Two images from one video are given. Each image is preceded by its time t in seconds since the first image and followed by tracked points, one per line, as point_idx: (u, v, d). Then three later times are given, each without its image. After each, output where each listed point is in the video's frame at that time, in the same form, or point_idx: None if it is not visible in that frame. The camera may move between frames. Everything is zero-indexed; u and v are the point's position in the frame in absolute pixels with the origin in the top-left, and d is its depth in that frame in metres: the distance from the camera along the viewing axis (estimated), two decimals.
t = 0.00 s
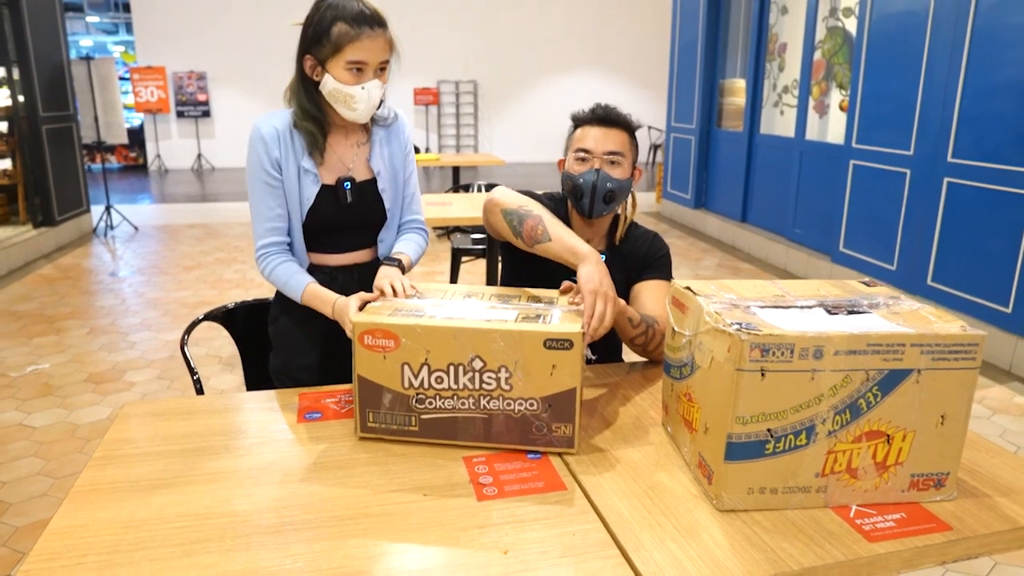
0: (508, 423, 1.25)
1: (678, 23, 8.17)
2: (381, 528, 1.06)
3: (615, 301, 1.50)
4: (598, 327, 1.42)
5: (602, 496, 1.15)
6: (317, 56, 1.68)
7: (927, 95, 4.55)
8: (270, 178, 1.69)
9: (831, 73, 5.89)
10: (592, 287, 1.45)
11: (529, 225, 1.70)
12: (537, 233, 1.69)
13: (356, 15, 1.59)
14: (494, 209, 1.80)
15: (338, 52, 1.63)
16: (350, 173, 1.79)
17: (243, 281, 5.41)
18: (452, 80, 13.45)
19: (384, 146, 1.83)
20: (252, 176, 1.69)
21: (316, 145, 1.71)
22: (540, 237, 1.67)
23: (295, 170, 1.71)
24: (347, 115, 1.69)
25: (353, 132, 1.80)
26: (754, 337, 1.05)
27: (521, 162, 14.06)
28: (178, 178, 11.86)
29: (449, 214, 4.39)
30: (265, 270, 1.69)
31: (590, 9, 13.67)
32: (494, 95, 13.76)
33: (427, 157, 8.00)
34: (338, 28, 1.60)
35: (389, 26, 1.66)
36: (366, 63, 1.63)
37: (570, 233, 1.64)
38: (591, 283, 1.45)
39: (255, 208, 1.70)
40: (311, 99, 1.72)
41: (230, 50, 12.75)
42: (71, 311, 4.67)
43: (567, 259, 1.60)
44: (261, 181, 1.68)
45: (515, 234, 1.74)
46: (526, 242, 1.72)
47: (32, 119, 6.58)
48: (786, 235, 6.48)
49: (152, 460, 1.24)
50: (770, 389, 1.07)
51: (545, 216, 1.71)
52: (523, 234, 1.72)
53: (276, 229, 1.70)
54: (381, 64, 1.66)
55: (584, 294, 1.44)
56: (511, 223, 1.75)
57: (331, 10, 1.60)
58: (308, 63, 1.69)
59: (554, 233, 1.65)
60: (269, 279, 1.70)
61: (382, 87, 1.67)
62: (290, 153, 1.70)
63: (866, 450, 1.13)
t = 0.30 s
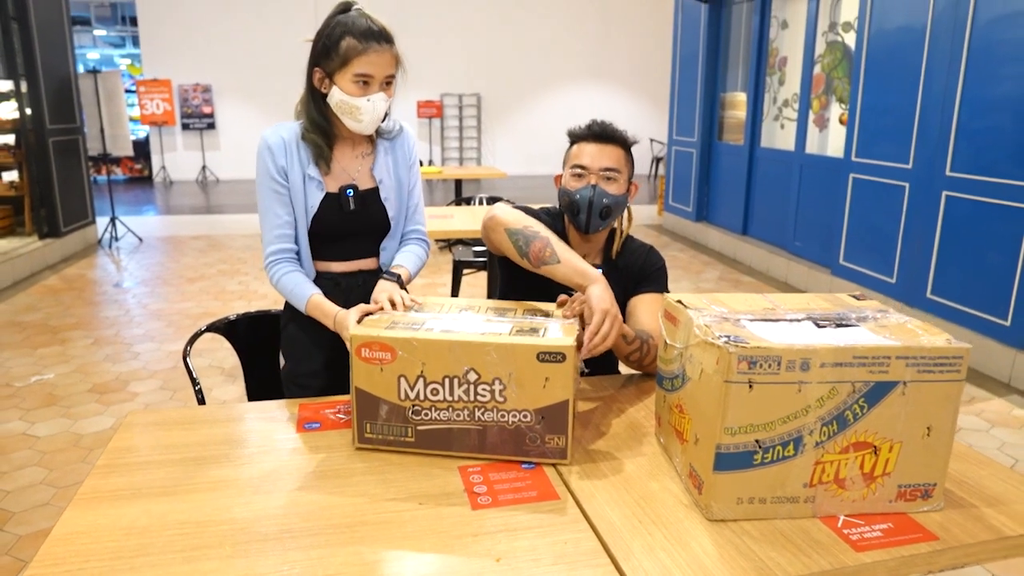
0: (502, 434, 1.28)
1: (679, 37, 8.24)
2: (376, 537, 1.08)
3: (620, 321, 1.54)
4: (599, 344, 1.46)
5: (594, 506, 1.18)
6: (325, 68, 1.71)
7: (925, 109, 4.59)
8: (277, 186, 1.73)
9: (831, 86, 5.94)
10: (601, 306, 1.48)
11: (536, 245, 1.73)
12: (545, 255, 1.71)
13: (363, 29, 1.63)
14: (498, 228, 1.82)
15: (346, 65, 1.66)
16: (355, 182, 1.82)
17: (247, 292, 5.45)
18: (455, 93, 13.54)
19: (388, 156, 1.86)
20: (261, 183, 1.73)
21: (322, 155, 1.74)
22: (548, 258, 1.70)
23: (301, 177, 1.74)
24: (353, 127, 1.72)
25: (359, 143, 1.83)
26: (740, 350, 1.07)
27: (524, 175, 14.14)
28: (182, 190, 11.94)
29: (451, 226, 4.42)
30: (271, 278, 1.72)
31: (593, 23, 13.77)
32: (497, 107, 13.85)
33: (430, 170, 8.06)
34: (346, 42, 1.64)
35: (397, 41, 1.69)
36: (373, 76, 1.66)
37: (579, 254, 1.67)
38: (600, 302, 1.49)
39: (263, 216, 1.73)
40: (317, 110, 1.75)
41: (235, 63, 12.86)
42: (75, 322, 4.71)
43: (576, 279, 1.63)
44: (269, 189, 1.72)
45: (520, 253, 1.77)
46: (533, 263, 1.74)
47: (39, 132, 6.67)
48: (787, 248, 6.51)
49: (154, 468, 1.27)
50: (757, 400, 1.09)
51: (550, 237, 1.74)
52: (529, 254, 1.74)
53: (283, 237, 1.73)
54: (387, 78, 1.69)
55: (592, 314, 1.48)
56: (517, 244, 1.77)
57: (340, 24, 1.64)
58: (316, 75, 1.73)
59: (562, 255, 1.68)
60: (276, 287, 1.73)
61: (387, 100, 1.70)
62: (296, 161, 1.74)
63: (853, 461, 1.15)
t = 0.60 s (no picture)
0: (494, 451, 1.31)
1: (677, 57, 8.33)
2: (372, 551, 1.11)
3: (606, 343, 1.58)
4: (588, 367, 1.49)
5: (585, 522, 1.20)
6: (332, 95, 1.76)
7: (918, 129, 4.65)
8: (280, 209, 1.77)
9: (825, 106, 6.02)
10: (586, 329, 1.52)
11: (526, 266, 1.77)
12: (534, 275, 1.75)
13: (369, 59, 1.68)
14: (491, 247, 1.87)
15: (351, 93, 1.71)
16: (358, 205, 1.87)
17: (247, 309, 5.49)
18: (455, 111, 13.67)
19: (392, 180, 1.91)
20: (266, 206, 1.78)
21: (326, 178, 1.79)
22: (537, 279, 1.74)
23: (305, 199, 1.79)
24: (357, 152, 1.77)
25: (364, 166, 1.87)
26: (726, 370, 1.11)
27: (523, 192, 14.23)
28: (183, 207, 12.01)
29: (450, 245, 4.46)
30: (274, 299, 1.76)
31: (591, 43, 13.92)
32: (496, 125, 13.96)
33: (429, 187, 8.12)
34: (353, 71, 1.69)
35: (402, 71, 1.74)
36: (377, 104, 1.71)
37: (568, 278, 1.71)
38: (585, 325, 1.53)
39: (267, 238, 1.78)
40: (323, 134, 1.80)
41: (237, 82, 12.99)
42: (76, 339, 4.74)
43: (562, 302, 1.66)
44: (274, 212, 1.77)
45: (510, 272, 1.81)
46: (522, 282, 1.78)
47: (43, 149, 6.74)
48: (783, 265, 6.56)
49: (156, 484, 1.30)
50: (744, 418, 1.12)
51: (541, 258, 1.78)
52: (519, 274, 1.79)
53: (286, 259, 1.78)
54: (391, 105, 1.73)
55: (578, 336, 1.52)
56: (508, 262, 1.81)
57: (346, 53, 1.69)
58: (322, 101, 1.77)
59: (551, 276, 1.72)
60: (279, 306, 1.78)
61: (390, 126, 1.75)
62: (301, 185, 1.78)
63: (837, 477, 1.18)
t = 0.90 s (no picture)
0: (489, 461, 1.32)
1: (677, 68, 8.39)
2: (369, 560, 1.12)
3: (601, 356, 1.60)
4: (582, 377, 1.51)
5: (579, 531, 1.22)
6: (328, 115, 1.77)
7: (916, 141, 4.68)
8: (282, 227, 1.80)
9: (824, 118, 6.06)
10: (581, 342, 1.54)
11: (525, 276, 1.80)
12: (533, 286, 1.78)
13: (363, 85, 1.67)
14: (492, 258, 1.89)
15: (344, 117, 1.71)
16: (358, 220, 1.89)
17: (248, 320, 5.51)
18: (456, 122, 13.75)
19: (391, 196, 1.93)
20: (267, 223, 1.81)
21: (324, 197, 1.81)
22: (535, 289, 1.77)
23: (305, 216, 1.82)
24: (349, 171, 1.80)
25: (363, 183, 1.89)
26: (717, 381, 1.13)
27: (524, 203, 14.28)
28: (186, 218, 12.07)
29: (450, 257, 4.49)
30: (278, 314, 1.79)
31: (592, 55, 14.00)
32: (497, 137, 14.03)
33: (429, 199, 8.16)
34: (346, 95, 1.69)
35: (398, 94, 1.72)
36: (368, 130, 1.72)
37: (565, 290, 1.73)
38: (581, 338, 1.55)
39: (270, 255, 1.81)
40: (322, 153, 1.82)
41: (240, 94, 13.08)
42: (79, 349, 4.77)
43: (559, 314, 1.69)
44: (275, 229, 1.80)
45: (509, 282, 1.84)
46: (521, 292, 1.81)
47: (47, 161, 6.79)
48: (783, 276, 6.58)
49: (157, 493, 1.32)
50: (734, 429, 1.14)
51: (539, 270, 1.80)
52: (518, 284, 1.81)
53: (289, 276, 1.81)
54: (383, 131, 1.74)
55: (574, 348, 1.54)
56: (508, 272, 1.84)
57: (342, 77, 1.68)
58: (319, 119, 1.78)
59: (549, 288, 1.75)
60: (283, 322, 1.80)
61: (381, 151, 1.76)
62: (301, 203, 1.81)
63: (829, 488, 1.20)
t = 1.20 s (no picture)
0: (489, 471, 1.32)
1: (677, 79, 8.42)
2: (369, 570, 1.12)
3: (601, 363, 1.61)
4: (581, 386, 1.52)
5: (579, 542, 1.22)
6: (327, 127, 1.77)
7: (916, 152, 4.69)
8: (283, 236, 1.81)
9: (824, 128, 6.08)
10: (584, 349, 1.55)
11: (526, 286, 1.79)
12: (534, 294, 1.77)
13: (361, 101, 1.67)
14: (492, 267, 1.89)
15: (342, 132, 1.72)
16: (358, 231, 1.90)
17: (248, 330, 5.51)
18: (457, 132, 13.79)
19: (392, 207, 1.93)
20: (268, 232, 1.83)
21: (324, 208, 1.82)
22: (537, 298, 1.76)
23: (305, 227, 1.83)
24: (348, 184, 1.81)
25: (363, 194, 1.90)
26: (718, 391, 1.13)
27: (524, 213, 14.30)
28: (187, 227, 12.10)
29: (450, 267, 4.49)
30: (280, 322, 1.80)
31: (593, 66, 14.07)
32: (498, 147, 14.07)
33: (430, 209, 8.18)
34: (344, 111, 1.69)
35: (397, 110, 1.72)
36: (366, 146, 1.72)
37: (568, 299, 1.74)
38: (583, 346, 1.56)
39: (271, 264, 1.82)
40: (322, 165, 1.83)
41: (242, 105, 13.14)
42: (79, 358, 4.77)
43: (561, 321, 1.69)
44: (275, 238, 1.81)
45: (509, 291, 1.83)
46: (523, 302, 1.80)
47: (49, 171, 6.80)
48: (784, 286, 6.59)
49: (156, 504, 1.32)
50: (735, 439, 1.14)
51: (541, 280, 1.80)
52: (519, 293, 1.81)
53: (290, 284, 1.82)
54: (382, 146, 1.75)
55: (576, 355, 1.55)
56: (508, 283, 1.83)
57: (341, 92, 1.68)
58: (318, 131, 1.79)
59: (552, 297, 1.74)
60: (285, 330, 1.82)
61: (379, 165, 1.77)
62: (301, 213, 1.82)
63: (829, 499, 1.20)
